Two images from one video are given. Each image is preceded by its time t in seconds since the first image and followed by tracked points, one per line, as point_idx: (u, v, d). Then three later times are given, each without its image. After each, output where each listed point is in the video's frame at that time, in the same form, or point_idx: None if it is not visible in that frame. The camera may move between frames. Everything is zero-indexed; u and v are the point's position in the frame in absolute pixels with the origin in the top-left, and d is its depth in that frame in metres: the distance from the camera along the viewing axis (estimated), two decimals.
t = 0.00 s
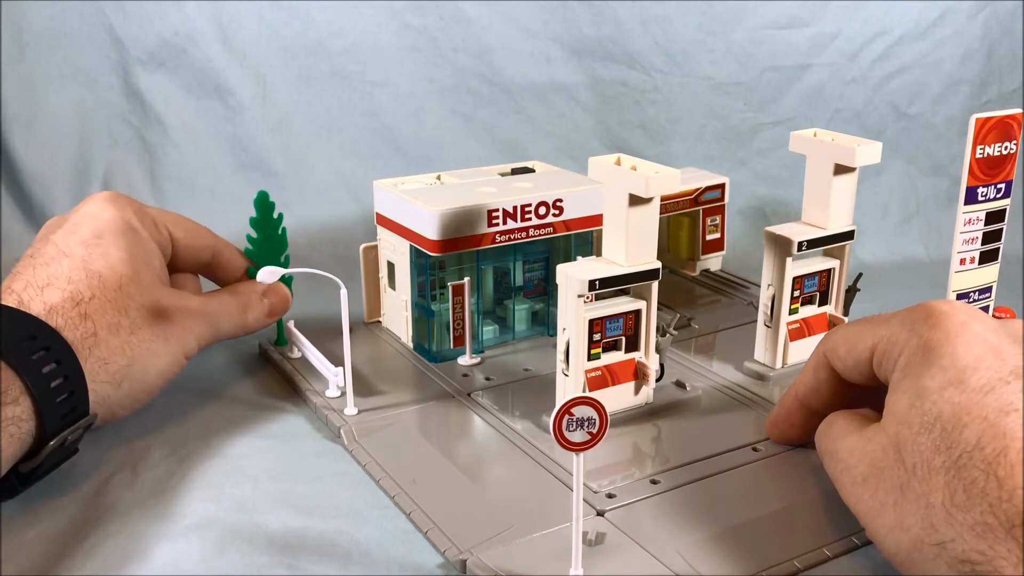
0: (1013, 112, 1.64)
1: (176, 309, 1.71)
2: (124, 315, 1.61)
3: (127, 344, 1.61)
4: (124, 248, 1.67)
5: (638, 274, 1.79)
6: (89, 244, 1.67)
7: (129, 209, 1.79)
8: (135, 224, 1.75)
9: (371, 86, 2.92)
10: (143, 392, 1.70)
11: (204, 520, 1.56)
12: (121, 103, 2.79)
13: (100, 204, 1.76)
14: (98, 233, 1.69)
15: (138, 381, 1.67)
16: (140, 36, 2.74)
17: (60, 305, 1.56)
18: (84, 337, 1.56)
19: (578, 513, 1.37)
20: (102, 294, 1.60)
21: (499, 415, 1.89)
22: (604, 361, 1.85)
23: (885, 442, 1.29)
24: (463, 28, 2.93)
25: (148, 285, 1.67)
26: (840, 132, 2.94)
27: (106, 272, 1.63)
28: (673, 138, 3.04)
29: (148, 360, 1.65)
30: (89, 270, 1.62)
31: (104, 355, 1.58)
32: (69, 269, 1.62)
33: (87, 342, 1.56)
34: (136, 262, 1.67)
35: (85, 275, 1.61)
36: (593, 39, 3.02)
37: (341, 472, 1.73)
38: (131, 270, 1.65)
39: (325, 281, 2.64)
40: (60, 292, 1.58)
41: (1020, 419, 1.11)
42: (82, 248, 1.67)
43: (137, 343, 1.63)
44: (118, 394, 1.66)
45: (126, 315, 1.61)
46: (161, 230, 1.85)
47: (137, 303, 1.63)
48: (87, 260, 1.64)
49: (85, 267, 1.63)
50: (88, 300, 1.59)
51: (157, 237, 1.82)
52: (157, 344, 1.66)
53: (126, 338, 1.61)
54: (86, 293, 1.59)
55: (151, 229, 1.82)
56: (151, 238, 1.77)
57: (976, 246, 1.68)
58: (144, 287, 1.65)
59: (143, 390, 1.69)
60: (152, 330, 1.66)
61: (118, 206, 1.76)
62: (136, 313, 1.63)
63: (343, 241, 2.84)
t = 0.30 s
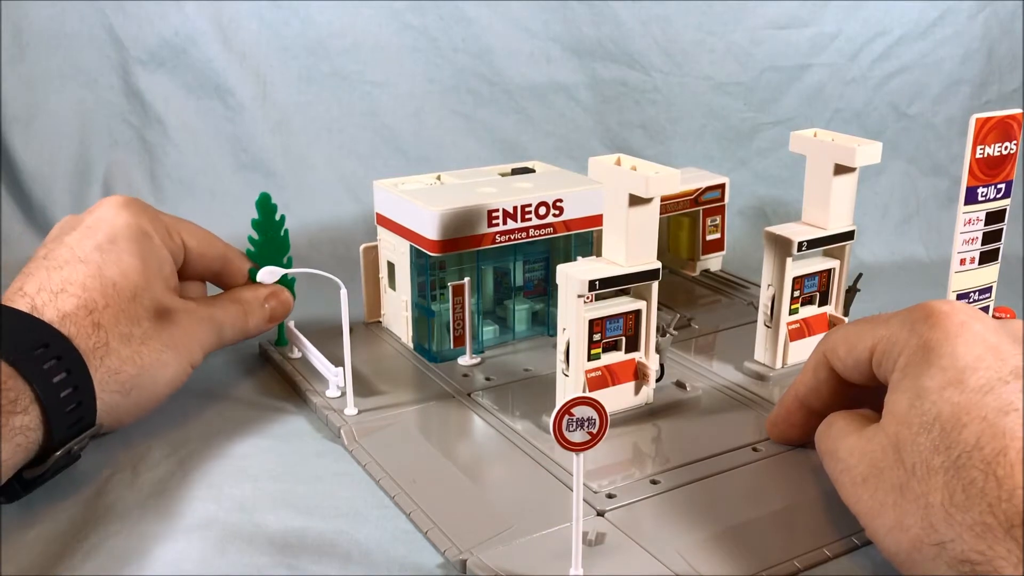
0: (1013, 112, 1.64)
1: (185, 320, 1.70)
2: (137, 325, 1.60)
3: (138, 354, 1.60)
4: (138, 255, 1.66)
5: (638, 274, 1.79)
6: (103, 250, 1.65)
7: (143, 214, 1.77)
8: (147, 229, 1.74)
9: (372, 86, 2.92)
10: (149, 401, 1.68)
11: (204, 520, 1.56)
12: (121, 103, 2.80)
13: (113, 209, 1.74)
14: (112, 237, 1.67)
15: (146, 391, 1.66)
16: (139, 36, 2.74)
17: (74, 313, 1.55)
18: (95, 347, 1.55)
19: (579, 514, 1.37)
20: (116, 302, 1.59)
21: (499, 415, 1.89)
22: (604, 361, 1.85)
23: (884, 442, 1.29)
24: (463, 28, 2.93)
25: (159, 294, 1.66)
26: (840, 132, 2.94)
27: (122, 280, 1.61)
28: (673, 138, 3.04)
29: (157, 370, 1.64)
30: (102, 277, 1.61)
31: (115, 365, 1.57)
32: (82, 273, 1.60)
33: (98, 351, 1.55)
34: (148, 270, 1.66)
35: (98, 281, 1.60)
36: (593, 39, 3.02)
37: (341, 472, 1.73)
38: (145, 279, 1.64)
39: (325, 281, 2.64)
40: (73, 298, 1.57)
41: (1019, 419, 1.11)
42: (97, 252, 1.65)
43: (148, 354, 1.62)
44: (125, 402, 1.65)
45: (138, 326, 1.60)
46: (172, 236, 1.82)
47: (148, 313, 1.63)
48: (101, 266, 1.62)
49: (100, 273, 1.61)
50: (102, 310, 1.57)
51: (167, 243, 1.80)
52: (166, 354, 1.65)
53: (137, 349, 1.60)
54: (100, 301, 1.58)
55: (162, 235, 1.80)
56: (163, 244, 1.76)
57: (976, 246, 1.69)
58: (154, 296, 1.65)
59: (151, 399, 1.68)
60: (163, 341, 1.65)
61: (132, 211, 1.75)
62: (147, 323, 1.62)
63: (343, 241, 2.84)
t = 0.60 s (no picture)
0: (1013, 112, 1.64)
1: (189, 324, 1.72)
2: (142, 330, 1.62)
3: (142, 359, 1.61)
4: (145, 258, 1.67)
5: (638, 274, 1.79)
6: (109, 253, 1.65)
7: (150, 216, 1.77)
8: (154, 233, 1.74)
9: (372, 86, 2.92)
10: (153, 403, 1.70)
11: (205, 519, 1.56)
12: (121, 103, 2.80)
13: (121, 211, 1.74)
14: (120, 240, 1.67)
15: (149, 394, 1.68)
16: (139, 36, 2.74)
17: (78, 317, 1.55)
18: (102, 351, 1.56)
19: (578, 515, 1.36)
20: (121, 306, 1.60)
21: (499, 415, 1.89)
22: (604, 361, 1.85)
23: (882, 443, 1.29)
24: (463, 28, 2.93)
25: (163, 298, 1.67)
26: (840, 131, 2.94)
27: (128, 285, 1.62)
28: (673, 138, 3.04)
29: (160, 374, 1.66)
30: (109, 281, 1.61)
31: (119, 369, 1.59)
32: (87, 277, 1.60)
33: (102, 355, 1.56)
34: (154, 274, 1.67)
35: (104, 285, 1.60)
36: (593, 38, 3.02)
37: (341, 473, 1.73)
38: (150, 284, 1.64)
39: (326, 281, 2.64)
40: (78, 302, 1.57)
41: (1017, 420, 1.11)
42: (103, 255, 1.65)
43: (150, 358, 1.63)
44: (129, 405, 1.67)
45: (142, 331, 1.62)
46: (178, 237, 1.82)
47: (153, 317, 1.64)
48: (107, 269, 1.62)
49: (106, 277, 1.61)
50: (107, 314, 1.58)
51: (173, 244, 1.80)
52: (169, 358, 1.67)
53: (141, 353, 1.61)
54: (105, 306, 1.58)
55: (169, 236, 1.80)
56: (168, 248, 1.76)
57: (976, 246, 1.69)
58: (159, 301, 1.66)
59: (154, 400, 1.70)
60: (167, 345, 1.67)
61: (140, 214, 1.75)
62: (151, 328, 1.64)
63: (343, 241, 2.84)
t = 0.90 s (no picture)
0: (1013, 112, 1.64)
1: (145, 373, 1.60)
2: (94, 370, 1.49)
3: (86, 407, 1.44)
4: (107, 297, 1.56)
5: (638, 274, 1.79)
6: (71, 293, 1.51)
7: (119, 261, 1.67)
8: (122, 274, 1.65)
9: (372, 86, 2.92)
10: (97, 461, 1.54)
11: (205, 518, 1.56)
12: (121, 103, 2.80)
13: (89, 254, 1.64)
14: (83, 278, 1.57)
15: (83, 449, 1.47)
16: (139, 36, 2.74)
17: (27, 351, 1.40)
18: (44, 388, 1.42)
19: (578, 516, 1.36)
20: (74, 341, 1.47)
21: (498, 415, 1.89)
22: (604, 361, 1.85)
23: (882, 444, 1.29)
24: (462, 29, 2.93)
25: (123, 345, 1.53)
26: (841, 131, 2.94)
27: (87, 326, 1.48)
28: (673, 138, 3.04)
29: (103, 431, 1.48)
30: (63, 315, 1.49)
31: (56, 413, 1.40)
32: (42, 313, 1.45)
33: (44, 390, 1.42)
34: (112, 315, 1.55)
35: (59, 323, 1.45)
36: (593, 38, 3.02)
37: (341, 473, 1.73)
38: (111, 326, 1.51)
39: (325, 281, 2.64)
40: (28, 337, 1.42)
41: (1017, 421, 1.10)
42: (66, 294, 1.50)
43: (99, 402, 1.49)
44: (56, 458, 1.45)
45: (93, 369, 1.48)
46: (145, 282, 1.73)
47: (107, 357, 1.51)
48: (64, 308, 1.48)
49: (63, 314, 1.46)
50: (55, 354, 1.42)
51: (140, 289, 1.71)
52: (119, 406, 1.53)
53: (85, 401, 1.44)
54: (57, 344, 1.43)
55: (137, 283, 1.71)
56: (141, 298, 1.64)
57: (976, 246, 1.69)
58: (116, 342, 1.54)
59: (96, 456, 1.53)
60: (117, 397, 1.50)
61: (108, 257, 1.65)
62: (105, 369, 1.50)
63: (343, 241, 2.84)
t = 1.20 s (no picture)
0: (1013, 112, 1.64)
1: (128, 416, 1.60)
2: (73, 418, 1.50)
3: (65, 449, 1.48)
4: (92, 341, 1.57)
5: (638, 275, 1.79)
6: (54, 331, 1.56)
7: (110, 295, 1.67)
8: (112, 312, 1.64)
9: (372, 86, 2.92)
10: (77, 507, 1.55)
11: (206, 519, 1.56)
12: (120, 103, 2.80)
13: (82, 288, 1.65)
14: (69, 320, 1.58)
15: (70, 492, 1.51)
16: (139, 36, 2.74)
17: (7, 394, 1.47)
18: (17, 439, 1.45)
19: (579, 516, 1.36)
20: (54, 390, 1.50)
21: (498, 415, 1.89)
22: (603, 361, 1.85)
23: (881, 444, 1.29)
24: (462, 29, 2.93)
25: (107, 384, 1.57)
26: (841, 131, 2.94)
27: (70, 365, 1.53)
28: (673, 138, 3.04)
29: (86, 469, 1.52)
30: (46, 361, 1.52)
31: (33, 456, 1.46)
32: (22, 355, 1.51)
33: (18, 441, 1.45)
34: (96, 359, 1.56)
35: (41, 364, 1.51)
36: (593, 38, 3.02)
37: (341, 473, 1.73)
38: (95, 365, 1.56)
39: (325, 280, 2.64)
40: (9, 381, 1.48)
41: (1017, 422, 1.11)
42: (47, 333, 1.55)
43: (77, 451, 1.50)
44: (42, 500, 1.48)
45: (72, 419, 1.50)
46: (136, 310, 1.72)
47: (89, 405, 1.53)
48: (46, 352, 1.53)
49: (45, 357, 1.52)
50: (36, 397, 1.49)
51: (132, 321, 1.70)
52: (99, 453, 1.54)
53: (64, 442, 1.49)
54: (36, 388, 1.49)
55: (129, 315, 1.70)
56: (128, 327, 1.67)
57: (975, 246, 1.68)
58: (97, 389, 1.55)
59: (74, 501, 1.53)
60: (99, 437, 1.54)
61: (99, 292, 1.66)
62: (85, 417, 1.52)
63: (342, 240, 2.84)
